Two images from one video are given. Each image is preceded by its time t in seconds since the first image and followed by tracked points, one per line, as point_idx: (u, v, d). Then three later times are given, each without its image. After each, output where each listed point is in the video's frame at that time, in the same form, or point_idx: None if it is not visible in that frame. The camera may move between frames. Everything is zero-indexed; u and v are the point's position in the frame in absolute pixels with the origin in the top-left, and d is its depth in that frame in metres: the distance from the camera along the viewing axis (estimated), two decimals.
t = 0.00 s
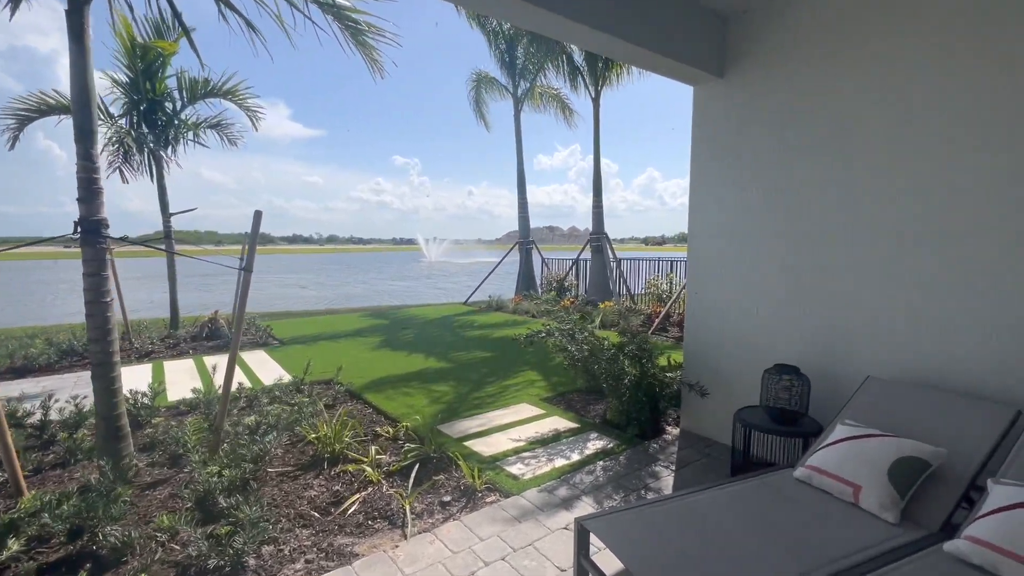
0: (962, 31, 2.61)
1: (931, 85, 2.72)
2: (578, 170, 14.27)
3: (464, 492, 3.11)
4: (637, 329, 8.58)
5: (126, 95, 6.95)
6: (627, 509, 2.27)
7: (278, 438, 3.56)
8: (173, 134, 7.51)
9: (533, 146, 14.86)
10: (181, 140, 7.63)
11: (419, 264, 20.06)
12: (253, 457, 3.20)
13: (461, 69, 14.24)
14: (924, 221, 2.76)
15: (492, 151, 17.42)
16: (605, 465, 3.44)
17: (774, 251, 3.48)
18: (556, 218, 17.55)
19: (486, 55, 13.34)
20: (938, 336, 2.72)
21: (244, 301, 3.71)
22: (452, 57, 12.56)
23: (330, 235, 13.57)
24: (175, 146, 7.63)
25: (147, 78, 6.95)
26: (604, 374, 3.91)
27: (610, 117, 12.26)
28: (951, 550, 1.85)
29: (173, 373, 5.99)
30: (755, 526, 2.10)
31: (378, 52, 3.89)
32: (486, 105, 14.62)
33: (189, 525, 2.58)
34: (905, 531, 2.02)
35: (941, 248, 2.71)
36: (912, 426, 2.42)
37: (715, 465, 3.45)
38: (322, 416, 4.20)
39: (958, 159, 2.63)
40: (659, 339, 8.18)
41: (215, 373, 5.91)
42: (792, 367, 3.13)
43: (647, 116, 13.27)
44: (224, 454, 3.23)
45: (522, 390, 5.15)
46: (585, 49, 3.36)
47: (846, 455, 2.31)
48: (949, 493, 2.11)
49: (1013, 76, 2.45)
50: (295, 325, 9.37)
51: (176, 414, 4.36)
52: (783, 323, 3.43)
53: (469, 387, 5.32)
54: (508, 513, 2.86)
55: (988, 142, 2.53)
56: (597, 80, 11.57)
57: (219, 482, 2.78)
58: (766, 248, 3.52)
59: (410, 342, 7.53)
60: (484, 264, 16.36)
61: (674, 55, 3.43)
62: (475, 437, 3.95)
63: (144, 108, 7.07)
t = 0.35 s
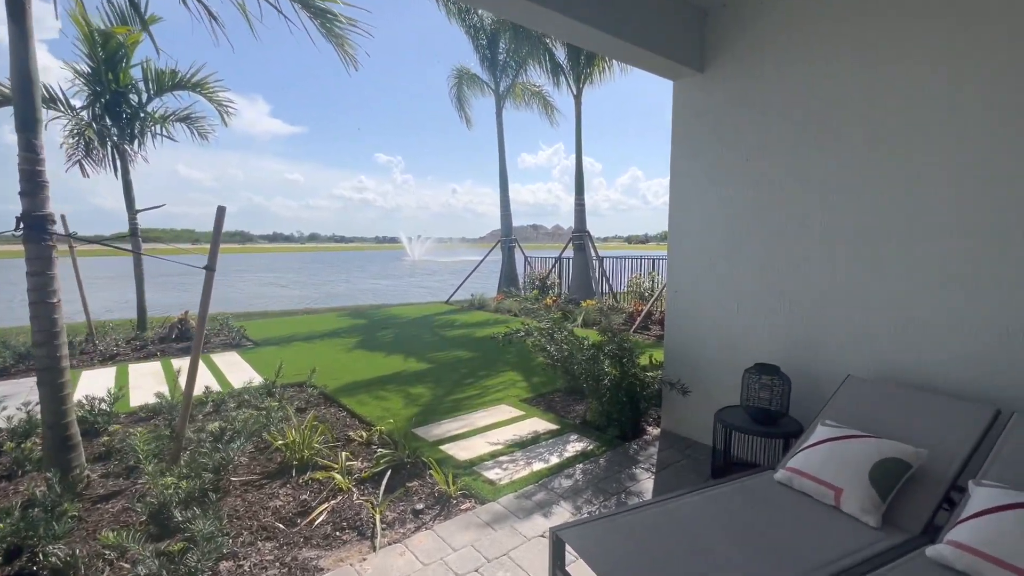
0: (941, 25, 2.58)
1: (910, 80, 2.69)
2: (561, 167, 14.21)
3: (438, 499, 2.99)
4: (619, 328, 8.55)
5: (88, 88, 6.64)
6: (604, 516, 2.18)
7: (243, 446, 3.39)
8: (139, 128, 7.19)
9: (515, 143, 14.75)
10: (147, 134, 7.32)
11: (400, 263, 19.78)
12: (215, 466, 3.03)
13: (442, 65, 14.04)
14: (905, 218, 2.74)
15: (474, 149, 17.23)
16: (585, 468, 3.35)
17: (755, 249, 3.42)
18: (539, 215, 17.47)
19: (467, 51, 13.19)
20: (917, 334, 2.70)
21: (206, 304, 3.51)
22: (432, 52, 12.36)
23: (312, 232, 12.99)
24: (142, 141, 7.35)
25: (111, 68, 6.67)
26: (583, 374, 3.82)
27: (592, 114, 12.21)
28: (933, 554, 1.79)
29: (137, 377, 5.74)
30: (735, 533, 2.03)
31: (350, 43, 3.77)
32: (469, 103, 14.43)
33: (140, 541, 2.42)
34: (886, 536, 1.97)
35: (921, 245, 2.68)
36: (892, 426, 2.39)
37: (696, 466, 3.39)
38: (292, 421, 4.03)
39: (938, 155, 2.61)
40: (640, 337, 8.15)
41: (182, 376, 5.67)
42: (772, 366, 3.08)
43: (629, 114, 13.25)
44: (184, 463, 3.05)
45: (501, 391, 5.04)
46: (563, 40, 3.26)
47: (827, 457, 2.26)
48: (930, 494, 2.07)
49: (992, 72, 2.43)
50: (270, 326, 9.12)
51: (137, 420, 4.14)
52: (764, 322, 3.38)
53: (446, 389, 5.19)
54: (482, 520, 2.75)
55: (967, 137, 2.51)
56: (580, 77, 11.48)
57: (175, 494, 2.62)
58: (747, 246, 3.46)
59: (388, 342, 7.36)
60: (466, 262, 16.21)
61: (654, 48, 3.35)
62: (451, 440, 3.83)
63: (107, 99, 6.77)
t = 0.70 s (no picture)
0: (939, 16, 2.49)
1: (907, 73, 2.60)
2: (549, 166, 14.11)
3: (416, 513, 2.83)
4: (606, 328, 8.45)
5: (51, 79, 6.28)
6: (592, 534, 2.04)
7: (210, 457, 3.19)
8: (108, 121, 6.71)
9: (502, 141, 14.62)
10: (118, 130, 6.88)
11: (385, 261, 19.50)
12: (178, 480, 2.84)
13: (429, 61, 13.84)
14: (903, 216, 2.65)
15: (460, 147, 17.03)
16: (571, 477, 3.21)
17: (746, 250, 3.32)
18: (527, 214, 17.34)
19: (453, 47, 13.00)
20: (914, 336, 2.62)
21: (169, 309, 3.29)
22: (418, 48, 12.15)
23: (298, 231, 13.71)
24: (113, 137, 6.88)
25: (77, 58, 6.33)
26: (570, 378, 3.68)
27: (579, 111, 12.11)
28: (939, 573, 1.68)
29: (105, 381, 5.47)
30: (731, 550, 1.90)
31: (328, 29, 3.54)
32: (455, 99, 14.27)
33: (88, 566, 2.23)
34: (888, 552, 1.86)
35: (920, 244, 2.59)
36: (890, 434, 2.29)
37: (686, 473, 3.28)
38: (266, 429, 3.84)
39: (937, 151, 2.52)
40: (627, 337, 8.05)
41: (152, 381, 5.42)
42: (765, 370, 2.98)
43: (616, 112, 13.16)
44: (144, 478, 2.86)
45: (486, 395, 4.89)
46: (548, 29, 3.10)
47: (824, 468, 2.15)
48: (933, 507, 1.96)
49: (992, 67, 2.34)
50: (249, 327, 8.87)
51: (99, 430, 3.91)
52: (756, 323, 3.28)
53: (428, 393, 5.02)
54: (463, 536, 2.59)
55: (967, 133, 2.42)
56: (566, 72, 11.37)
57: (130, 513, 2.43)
58: (738, 246, 3.36)
59: (371, 343, 7.17)
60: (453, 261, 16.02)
61: (643, 38, 3.22)
62: (432, 448, 3.67)
63: (73, 91, 6.37)
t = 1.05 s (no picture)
0: (952, 8, 2.37)
1: (918, 68, 2.48)
2: (540, 164, 13.78)
3: (403, 530, 2.67)
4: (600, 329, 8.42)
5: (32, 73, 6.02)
6: (588, 559, 1.89)
7: (186, 471, 3.02)
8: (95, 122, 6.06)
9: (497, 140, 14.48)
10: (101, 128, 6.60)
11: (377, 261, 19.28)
12: (150, 498, 2.67)
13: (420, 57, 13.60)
14: (913, 218, 2.52)
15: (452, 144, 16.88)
16: (566, 488, 3.07)
17: (748, 252, 3.19)
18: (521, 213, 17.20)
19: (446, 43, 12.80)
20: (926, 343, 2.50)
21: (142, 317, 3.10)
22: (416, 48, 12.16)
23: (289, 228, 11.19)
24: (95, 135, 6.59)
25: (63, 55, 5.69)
26: (565, 385, 3.54)
27: (574, 110, 12.53)
28: None
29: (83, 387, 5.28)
30: None
31: (312, 20, 3.39)
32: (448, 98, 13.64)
33: None
34: None
35: (932, 247, 2.47)
36: (903, 448, 2.16)
37: (685, 484, 3.14)
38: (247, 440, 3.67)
39: (951, 149, 2.39)
40: (621, 339, 7.93)
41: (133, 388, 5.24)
42: (768, 378, 2.86)
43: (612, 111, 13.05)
44: (113, 495, 2.68)
45: (478, 401, 4.75)
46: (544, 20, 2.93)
47: (836, 485, 2.01)
48: (952, 529, 1.83)
49: (1010, 61, 2.22)
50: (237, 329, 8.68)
51: (72, 441, 3.72)
52: (759, 328, 3.15)
53: (418, 398, 4.86)
54: (451, 554, 2.44)
55: (984, 130, 2.29)
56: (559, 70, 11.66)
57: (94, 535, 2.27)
58: (739, 248, 3.23)
59: (361, 345, 7.02)
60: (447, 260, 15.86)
61: (641, 31, 3.07)
62: (421, 459, 3.52)
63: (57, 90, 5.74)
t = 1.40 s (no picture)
0: None
1: (941, 60, 2.34)
2: (537, 164, 13.69)
3: (394, 550, 2.51)
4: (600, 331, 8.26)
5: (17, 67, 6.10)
6: None
7: (165, 485, 2.86)
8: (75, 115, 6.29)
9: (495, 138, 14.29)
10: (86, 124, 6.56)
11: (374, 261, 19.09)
12: (125, 515, 2.51)
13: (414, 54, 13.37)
14: (936, 219, 2.38)
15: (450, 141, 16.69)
16: (567, 502, 2.91)
17: (757, 253, 3.04)
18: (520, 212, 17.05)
19: (444, 39, 12.58)
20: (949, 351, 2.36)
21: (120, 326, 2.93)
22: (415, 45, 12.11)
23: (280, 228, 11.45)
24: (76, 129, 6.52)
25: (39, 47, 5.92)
26: (565, 393, 3.38)
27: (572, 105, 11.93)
28: None
29: (68, 391, 5.12)
30: None
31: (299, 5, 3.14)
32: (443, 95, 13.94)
33: None
34: None
35: (956, 248, 2.33)
36: (934, 466, 2.00)
37: (692, 498, 2.99)
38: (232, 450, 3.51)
39: (978, 145, 2.25)
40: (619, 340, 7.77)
41: (120, 393, 5.08)
42: (781, 387, 2.71)
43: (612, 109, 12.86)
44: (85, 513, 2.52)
45: (475, 406, 4.59)
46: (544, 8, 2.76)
47: (860, 507, 1.86)
48: (989, 557, 1.69)
49: None
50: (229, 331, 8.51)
51: (48, 451, 3.55)
52: (769, 333, 3.00)
53: (414, 403, 4.70)
54: None
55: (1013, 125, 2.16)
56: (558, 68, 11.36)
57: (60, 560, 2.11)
58: (747, 248, 3.08)
59: (356, 348, 6.85)
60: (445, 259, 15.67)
61: (646, 20, 2.91)
62: (415, 470, 3.36)
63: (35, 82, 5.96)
